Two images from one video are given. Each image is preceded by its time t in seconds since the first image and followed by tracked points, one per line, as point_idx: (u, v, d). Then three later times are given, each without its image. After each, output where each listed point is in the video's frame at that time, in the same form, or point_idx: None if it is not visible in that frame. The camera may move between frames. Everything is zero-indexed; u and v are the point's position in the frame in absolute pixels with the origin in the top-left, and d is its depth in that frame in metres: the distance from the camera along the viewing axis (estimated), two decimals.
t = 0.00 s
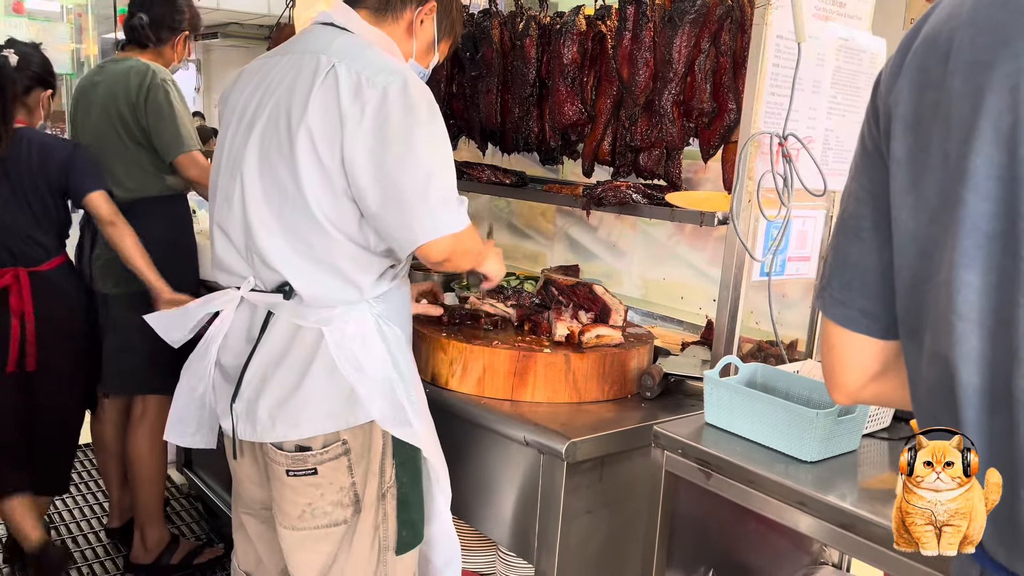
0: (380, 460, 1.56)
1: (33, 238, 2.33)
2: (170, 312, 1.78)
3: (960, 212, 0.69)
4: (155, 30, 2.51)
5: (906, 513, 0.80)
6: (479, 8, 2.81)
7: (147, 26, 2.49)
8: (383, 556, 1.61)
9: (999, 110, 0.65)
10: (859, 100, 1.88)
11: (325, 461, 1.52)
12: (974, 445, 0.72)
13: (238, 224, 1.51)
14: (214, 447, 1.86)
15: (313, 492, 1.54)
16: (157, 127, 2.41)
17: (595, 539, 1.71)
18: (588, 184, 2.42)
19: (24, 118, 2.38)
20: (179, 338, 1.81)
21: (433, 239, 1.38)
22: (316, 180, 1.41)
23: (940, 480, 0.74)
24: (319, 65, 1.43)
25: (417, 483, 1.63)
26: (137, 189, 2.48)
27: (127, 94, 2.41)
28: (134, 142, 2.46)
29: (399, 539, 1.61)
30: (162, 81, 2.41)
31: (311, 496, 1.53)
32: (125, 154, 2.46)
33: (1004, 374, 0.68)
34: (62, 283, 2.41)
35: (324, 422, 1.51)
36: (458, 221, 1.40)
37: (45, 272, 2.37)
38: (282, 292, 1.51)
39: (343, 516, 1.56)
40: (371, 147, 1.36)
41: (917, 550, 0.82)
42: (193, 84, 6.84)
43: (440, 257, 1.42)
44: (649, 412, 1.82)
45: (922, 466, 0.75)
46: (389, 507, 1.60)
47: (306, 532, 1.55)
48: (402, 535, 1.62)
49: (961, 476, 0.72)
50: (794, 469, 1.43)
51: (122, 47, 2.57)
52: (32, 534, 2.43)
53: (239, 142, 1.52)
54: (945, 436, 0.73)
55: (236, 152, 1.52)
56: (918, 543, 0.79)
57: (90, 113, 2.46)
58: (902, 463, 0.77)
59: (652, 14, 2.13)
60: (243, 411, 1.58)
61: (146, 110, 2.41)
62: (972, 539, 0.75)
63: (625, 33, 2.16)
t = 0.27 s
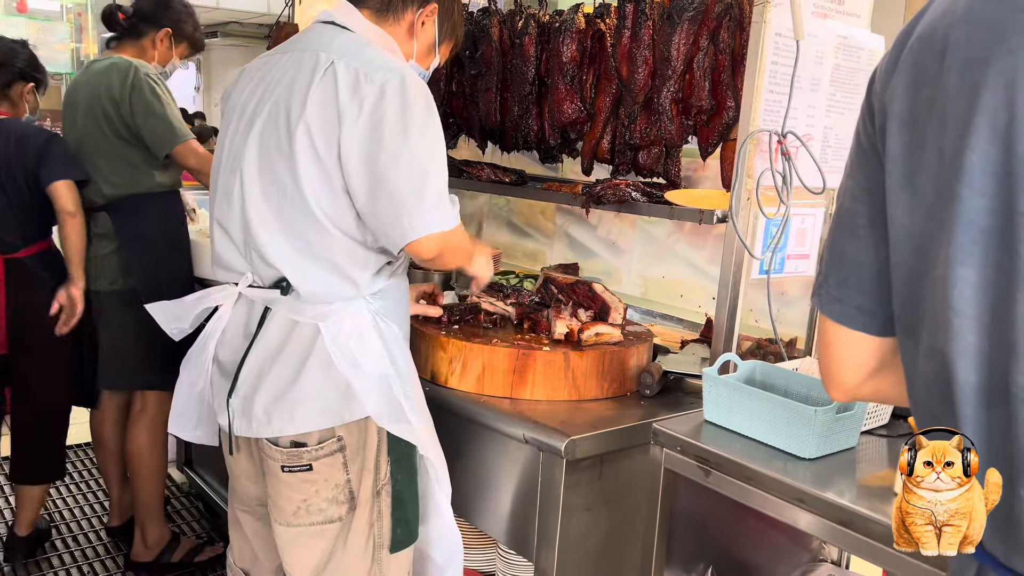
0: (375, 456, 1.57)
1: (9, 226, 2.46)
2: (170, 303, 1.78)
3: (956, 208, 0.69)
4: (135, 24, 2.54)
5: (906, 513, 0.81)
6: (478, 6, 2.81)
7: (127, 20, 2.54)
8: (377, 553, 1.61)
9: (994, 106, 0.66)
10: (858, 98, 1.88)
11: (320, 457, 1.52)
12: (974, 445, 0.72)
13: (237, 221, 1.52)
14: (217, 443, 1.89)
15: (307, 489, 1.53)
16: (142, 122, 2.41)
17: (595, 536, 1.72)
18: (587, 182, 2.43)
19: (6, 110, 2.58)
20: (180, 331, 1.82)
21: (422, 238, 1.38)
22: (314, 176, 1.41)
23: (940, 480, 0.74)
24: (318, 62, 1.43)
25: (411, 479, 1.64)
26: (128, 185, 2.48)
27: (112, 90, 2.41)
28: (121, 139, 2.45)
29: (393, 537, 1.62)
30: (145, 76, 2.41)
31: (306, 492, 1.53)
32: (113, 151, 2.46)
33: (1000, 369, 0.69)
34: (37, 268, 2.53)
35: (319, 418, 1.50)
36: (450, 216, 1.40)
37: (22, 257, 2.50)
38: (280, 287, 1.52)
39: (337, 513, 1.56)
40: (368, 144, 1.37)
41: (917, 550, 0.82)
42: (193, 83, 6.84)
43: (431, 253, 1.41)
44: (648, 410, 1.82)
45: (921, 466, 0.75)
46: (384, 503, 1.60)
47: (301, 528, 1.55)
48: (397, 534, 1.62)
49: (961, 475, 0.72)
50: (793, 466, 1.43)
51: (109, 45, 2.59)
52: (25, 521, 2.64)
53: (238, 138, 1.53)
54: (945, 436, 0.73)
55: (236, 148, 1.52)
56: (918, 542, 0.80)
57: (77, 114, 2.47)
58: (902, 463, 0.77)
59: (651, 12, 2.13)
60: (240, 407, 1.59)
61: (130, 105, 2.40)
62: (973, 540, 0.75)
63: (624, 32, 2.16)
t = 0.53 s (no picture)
0: (372, 455, 1.57)
1: None
2: (168, 303, 1.78)
3: (954, 207, 0.69)
4: (137, 23, 2.56)
5: (906, 513, 0.80)
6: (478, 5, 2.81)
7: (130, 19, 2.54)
8: (375, 552, 1.61)
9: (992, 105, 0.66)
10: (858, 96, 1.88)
11: (316, 457, 1.53)
12: (974, 445, 0.71)
13: (234, 221, 1.52)
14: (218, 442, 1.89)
15: (304, 488, 1.54)
16: (136, 123, 2.40)
17: (595, 535, 1.72)
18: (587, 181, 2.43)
19: None
20: (179, 329, 1.82)
21: (422, 235, 1.39)
22: (309, 176, 1.41)
23: (940, 480, 0.73)
24: (312, 61, 1.43)
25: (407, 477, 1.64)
26: (123, 186, 2.47)
27: (110, 90, 2.41)
28: (116, 140, 2.44)
29: (391, 536, 1.62)
30: (141, 78, 2.40)
31: (304, 492, 1.54)
32: (108, 152, 2.45)
33: (999, 368, 0.69)
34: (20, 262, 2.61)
35: (315, 418, 1.52)
36: (450, 215, 1.41)
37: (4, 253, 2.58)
38: (276, 287, 1.51)
39: (335, 512, 1.56)
40: (363, 143, 1.37)
41: (917, 550, 0.81)
42: (194, 83, 6.84)
43: (431, 251, 1.43)
44: (648, 409, 1.82)
45: (921, 466, 0.74)
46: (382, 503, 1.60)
47: (297, 527, 1.55)
48: (394, 533, 1.62)
49: (961, 475, 0.71)
50: (793, 464, 1.43)
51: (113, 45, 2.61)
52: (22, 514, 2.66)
53: (234, 138, 1.53)
54: (945, 436, 0.73)
55: (231, 148, 1.52)
56: (918, 543, 0.79)
57: (75, 116, 2.48)
58: (902, 463, 0.76)
59: (650, 11, 2.13)
60: (237, 406, 1.59)
61: (125, 106, 2.40)
62: (972, 539, 0.75)
63: (623, 31, 2.16)
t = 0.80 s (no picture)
0: (370, 455, 1.57)
1: None
2: (166, 306, 1.79)
3: (958, 204, 0.69)
4: (145, 21, 2.56)
5: (906, 513, 0.81)
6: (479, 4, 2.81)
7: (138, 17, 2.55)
8: (374, 551, 1.61)
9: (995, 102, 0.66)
10: (859, 94, 1.87)
11: (314, 456, 1.53)
12: (974, 446, 0.72)
13: (229, 221, 1.52)
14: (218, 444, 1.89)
15: (302, 487, 1.54)
16: (135, 125, 2.38)
17: (597, 533, 1.72)
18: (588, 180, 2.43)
19: None
20: (177, 333, 1.82)
21: (419, 234, 1.38)
22: (305, 175, 1.41)
23: (940, 480, 0.74)
24: (308, 61, 1.43)
25: (407, 476, 1.62)
26: (122, 188, 2.48)
27: (112, 91, 2.40)
28: (116, 141, 2.44)
29: (391, 534, 1.61)
30: (141, 79, 2.37)
31: (303, 491, 1.54)
32: (108, 153, 2.45)
33: (1002, 366, 0.69)
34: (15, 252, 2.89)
35: (314, 417, 1.52)
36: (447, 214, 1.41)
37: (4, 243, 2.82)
38: (273, 287, 1.51)
39: (334, 512, 1.56)
40: (358, 142, 1.37)
41: (917, 550, 0.81)
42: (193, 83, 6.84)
43: (427, 251, 1.42)
44: (649, 407, 1.82)
45: (921, 466, 0.75)
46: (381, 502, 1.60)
47: (297, 527, 1.55)
48: (393, 530, 1.61)
49: (960, 475, 0.72)
50: (795, 463, 1.43)
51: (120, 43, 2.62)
52: (40, 465, 3.02)
53: (229, 138, 1.53)
54: (945, 436, 0.74)
55: (227, 148, 1.52)
56: (918, 542, 0.80)
57: (80, 115, 2.48)
58: (902, 463, 0.77)
59: (650, 9, 2.12)
60: (236, 406, 1.60)
61: (126, 108, 2.39)
62: (972, 539, 0.75)
63: (623, 29, 2.16)
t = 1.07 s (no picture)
0: (366, 454, 1.56)
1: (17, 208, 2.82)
2: (166, 302, 1.78)
3: (964, 200, 0.68)
4: (151, 20, 2.54)
5: (906, 513, 0.80)
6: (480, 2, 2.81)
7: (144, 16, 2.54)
8: (370, 551, 1.60)
9: (1002, 98, 0.66)
10: (861, 91, 1.87)
11: (309, 455, 1.53)
12: (974, 446, 0.72)
13: (226, 219, 1.52)
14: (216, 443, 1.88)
15: (298, 486, 1.54)
16: (141, 127, 2.38)
17: (599, 532, 1.72)
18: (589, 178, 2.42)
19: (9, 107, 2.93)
20: (176, 328, 1.81)
21: (416, 232, 1.38)
22: (301, 173, 1.41)
23: (940, 480, 0.73)
24: (303, 58, 1.43)
25: (403, 475, 1.63)
26: (130, 189, 2.48)
27: (118, 93, 2.40)
28: (123, 142, 2.44)
29: (385, 534, 1.61)
30: (147, 80, 2.37)
31: (297, 491, 1.54)
32: (115, 154, 2.45)
33: (1009, 363, 0.68)
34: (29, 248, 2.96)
35: (309, 415, 1.51)
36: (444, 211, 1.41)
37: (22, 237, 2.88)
38: (270, 284, 1.51)
39: (329, 511, 1.57)
40: (354, 139, 1.37)
41: (917, 551, 0.81)
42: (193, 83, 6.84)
43: (422, 250, 1.42)
44: (651, 406, 1.82)
45: (921, 465, 0.75)
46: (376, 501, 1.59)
47: (293, 526, 1.56)
48: (388, 530, 1.61)
49: (960, 475, 0.72)
50: (798, 461, 1.42)
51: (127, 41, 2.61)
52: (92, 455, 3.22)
53: (226, 137, 1.52)
54: (945, 436, 0.73)
55: (224, 147, 1.52)
56: (918, 543, 0.79)
57: (84, 116, 2.47)
58: (902, 463, 0.77)
59: (652, 7, 2.12)
60: (232, 404, 1.59)
61: (132, 109, 2.39)
62: (972, 539, 0.75)
63: (625, 27, 2.15)
